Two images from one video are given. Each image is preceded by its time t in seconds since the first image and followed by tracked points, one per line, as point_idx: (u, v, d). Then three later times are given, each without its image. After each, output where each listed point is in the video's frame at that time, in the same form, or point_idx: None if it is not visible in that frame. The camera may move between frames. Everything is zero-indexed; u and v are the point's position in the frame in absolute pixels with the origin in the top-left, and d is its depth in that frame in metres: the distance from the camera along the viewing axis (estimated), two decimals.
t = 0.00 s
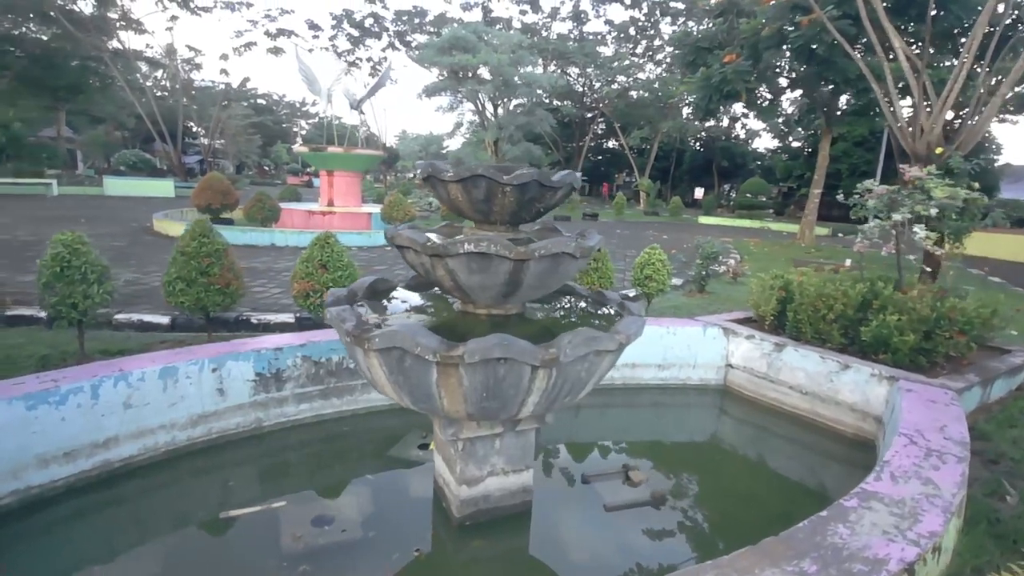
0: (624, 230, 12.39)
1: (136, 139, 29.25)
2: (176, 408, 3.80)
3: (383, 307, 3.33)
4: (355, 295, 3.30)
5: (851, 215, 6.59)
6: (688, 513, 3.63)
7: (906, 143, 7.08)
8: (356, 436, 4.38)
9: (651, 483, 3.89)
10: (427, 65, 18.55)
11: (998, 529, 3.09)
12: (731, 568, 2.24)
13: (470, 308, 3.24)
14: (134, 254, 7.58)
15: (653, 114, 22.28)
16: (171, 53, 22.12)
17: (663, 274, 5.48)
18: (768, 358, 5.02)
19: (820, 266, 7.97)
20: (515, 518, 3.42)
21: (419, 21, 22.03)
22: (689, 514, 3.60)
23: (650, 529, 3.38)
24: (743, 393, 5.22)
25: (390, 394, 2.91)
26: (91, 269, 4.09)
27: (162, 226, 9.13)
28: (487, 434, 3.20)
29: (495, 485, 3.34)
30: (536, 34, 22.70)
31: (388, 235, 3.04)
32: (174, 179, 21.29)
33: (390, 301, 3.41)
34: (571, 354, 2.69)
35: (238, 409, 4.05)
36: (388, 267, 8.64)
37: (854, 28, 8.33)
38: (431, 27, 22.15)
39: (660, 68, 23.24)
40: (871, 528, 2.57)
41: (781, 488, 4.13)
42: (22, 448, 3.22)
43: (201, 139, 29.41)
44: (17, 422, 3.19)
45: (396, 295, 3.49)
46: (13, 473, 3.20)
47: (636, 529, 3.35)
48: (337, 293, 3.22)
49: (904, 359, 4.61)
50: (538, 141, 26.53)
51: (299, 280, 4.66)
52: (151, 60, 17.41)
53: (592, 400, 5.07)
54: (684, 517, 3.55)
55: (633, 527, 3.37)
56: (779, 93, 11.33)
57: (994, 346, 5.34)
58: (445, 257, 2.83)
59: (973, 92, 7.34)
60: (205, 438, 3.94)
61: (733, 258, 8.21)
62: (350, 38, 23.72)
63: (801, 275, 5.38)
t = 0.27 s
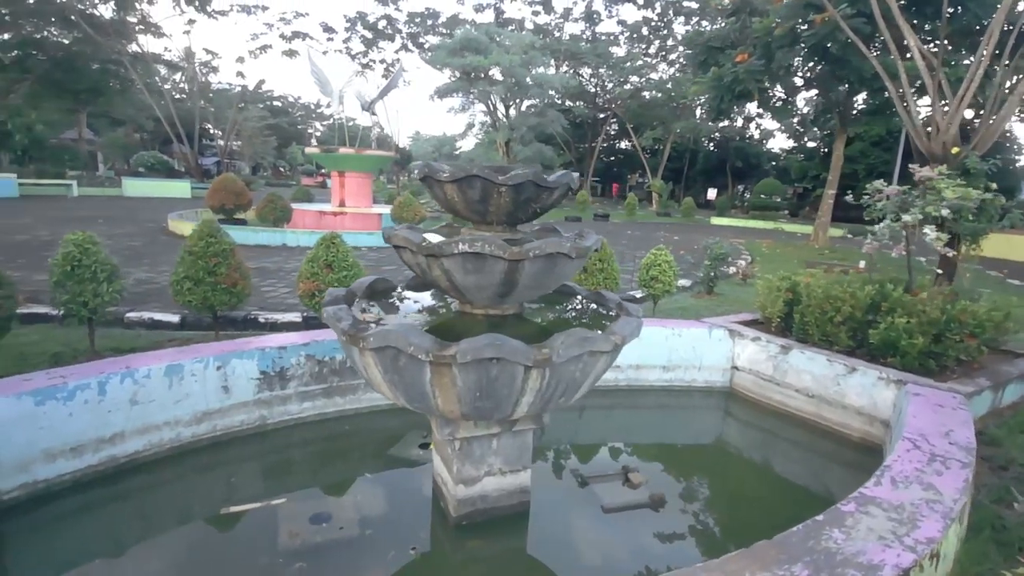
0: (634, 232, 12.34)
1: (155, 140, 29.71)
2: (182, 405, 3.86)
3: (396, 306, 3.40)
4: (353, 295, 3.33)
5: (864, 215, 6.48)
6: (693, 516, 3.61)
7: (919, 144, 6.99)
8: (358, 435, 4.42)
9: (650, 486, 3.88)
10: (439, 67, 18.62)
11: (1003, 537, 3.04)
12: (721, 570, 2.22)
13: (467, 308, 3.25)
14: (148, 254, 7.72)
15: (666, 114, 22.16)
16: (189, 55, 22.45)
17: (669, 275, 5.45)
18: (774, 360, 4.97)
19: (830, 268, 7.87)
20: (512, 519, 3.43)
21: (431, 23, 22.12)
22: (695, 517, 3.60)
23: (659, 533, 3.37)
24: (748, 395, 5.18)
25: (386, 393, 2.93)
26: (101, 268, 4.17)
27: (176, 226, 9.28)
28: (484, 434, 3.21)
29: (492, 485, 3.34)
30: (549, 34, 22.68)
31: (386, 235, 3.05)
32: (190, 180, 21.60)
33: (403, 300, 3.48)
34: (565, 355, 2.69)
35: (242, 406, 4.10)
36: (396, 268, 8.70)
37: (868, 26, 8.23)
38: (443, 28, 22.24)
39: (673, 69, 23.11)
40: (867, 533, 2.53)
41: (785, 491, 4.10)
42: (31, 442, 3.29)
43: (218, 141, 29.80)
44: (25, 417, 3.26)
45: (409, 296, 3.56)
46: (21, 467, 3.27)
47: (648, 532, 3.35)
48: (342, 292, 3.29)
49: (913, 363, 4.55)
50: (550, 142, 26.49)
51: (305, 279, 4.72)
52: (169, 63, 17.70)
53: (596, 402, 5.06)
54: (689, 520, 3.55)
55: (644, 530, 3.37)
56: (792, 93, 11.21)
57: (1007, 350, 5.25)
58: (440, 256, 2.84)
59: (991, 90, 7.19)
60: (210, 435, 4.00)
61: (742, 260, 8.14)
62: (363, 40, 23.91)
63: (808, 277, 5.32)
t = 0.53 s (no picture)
0: (644, 233, 12.28)
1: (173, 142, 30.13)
2: (189, 402, 3.91)
3: (407, 306, 3.44)
4: (356, 294, 3.35)
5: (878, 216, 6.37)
6: (701, 518, 3.60)
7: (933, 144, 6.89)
8: (363, 434, 4.45)
9: (652, 488, 3.86)
10: (450, 68, 18.68)
11: (1011, 545, 3.00)
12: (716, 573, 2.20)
13: (467, 308, 3.27)
14: (163, 253, 7.83)
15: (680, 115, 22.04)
16: (206, 58, 22.75)
17: (677, 276, 5.42)
18: (782, 363, 4.92)
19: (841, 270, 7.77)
20: (512, 519, 3.44)
21: (444, 24, 22.20)
22: (702, 519, 3.59)
23: (671, 535, 3.36)
24: (755, 398, 5.13)
25: (386, 393, 2.95)
26: (113, 267, 4.24)
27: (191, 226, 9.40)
28: (484, 434, 3.22)
29: (492, 485, 3.36)
30: (561, 35, 22.66)
31: (387, 235, 3.08)
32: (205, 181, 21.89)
33: (415, 300, 3.51)
34: (562, 355, 2.69)
35: (249, 404, 4.15)
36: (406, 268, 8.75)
37: (883, 25, 8.12)
38: (456, 30, 22.32)
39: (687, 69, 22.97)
40: (867, 538, 2.48)
41: (792, 494, 4.06)
42: (41, 438, 3.37)
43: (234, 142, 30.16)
44: (36, 413, 3.34)
45: (420, 296, 3.59)
46: (31, 462, 3.34)
47: (660, 533, 3.35)
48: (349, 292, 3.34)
49: (924, 366, 4.49)
50: (562, 143, 26.45)
51: (313, 279, 4.76)
52: (187, 65, 17.97)
53: (602, 403, 5.05)
54: (695, 522, 3.54)
55: (658, 531, 3.37)
56: (806, 93, 11.10)
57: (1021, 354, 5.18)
58: (440, 256, 2.86)
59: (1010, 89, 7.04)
60: (216, 432, 4.05)
61: (752, 262, 8.07)
62: (377, 42, 24.06)
63: (818, 279, 5.26)
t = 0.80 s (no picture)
0: (653, 234, 12.21)
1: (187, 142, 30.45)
2: (193, 401, 3.94)
3: (416, 306, 3.40)
4: (357, 294, 3.36)
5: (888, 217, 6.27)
6: (709, 521, 3.58)
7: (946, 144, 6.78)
8: (365, 434, 4.46)
9: (655, 491, 3.82)
10: (460, 69, 18.70)
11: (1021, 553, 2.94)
12: None
13: (468, 309, 3.26)
14: (173, 253, 7.91)
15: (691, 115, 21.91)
16: (220, 60, 22.97)
17: (684, 277, 5.38)
18: (790, 365, 4.86)
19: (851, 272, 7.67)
20: (512, 521, 3.42)
21: (454, 25, 22.25)
22: (706, 522, 3.55)
23: (678, 538, 3.34)
24: (762, 401, 5.08)
25: (385, 392, 2.96)
26: (120, 266, 4.28)
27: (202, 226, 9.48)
28: (484, 435, 3.21)
29: (492, 487, 3.35)
30: (571, 36, 22.62)
31: (388, 235, 3.08)
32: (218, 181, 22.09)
33: (424, 300, 3.50)
34: (560, 357, 2.67)
35: (252, 404, 4.18)
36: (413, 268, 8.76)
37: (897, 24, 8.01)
38: (466, 30, 22.36)
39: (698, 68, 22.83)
40: (870, 546, 2.43)
41: (798, 499, 4.01)
42: (47, 435, 3.41)
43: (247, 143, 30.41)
44: (41, 410, 3.38)
45: (429, 296, 3.57)
46: (37, 459, 3.39)
47: (666, 535, 3.34)
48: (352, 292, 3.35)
49: (935, 370, 4.42)
50: (572, 143, 26.39)
51: (319, 278, 4.78)
52: (200, 67, 18.13)
53: (606, 405, 5.02)
54: (700, 525, 3.51)
55: (664, 534, 3.35)
56: (819, 92, 10.98)
57: None
58: (438, 257, 2.85)
59: None
60: (220, 431, 4.08)
61: (761, 264, 7.98)
62: (388, 43, 24.15)
63: (827, 281, 5.20)
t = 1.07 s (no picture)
0: (658, 233, 12.13)
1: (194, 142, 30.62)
2: (192, 400, 3.93)
3: (421, 306, 3.42)
4: (356, 292, 3.37)
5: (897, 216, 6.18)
6: (714, 523, 3.55)
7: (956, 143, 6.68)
8: (365, 434, 4.43)
9: (657, 494, 3.76)
10: (465, 68, 18.68)
11: None
12: None
13: (466, 308, 3.23)
14: (177, 251, 7.92)
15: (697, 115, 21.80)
16: (227, 59, 23.05)
17: (688, 277, 5.32)
18: (795, 366, 4.80)
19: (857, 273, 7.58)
20: (511, 523, 3.38)
21: (460, 25, 22.23)
22: (708, 525, 3.50)
23: (684, 539, 3.33)
24: (767, 403, 5.01)
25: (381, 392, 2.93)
26: (120, 264, 4.27)
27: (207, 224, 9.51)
28: (481, 436, 3.18)
29: (490, 488, 3.31)
30: (577, 35, 22.56)
31: (384, 233, 3.05)
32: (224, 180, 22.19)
33: (430, 300, 3.48)
34: (557, 357, 2.63)
35: (252, 402, 4.16)
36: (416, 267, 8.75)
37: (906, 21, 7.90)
38: (472, 30, 22.34)
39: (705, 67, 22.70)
40: (875, 554, 2.37)
41: (803, 503, 3.95)
42: (45, 433, 3.41)
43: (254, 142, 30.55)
44: (39, 408, 3.38)
45: (433, 296, 3.56)
46: (34, 456, 3.39)
47: (670, 538, 3.31)
48: (352, 292, 3.37)
49: (943, 373, 4.34)
50: (578, 142, 26.33)
51: (320, 277, 4.76)
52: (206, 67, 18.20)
53: (609, 406, 4.98)
54: (702, 528, 3.46)
55: (669, 536, 3.33)
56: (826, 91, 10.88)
57: None
58: (435, 255, 2.81)
59: None
60: (219, 430, 4.06)
61: (767, 264, 7.90)
62: (394, 42, 24.17)
63: (833, 281, 5.12)
